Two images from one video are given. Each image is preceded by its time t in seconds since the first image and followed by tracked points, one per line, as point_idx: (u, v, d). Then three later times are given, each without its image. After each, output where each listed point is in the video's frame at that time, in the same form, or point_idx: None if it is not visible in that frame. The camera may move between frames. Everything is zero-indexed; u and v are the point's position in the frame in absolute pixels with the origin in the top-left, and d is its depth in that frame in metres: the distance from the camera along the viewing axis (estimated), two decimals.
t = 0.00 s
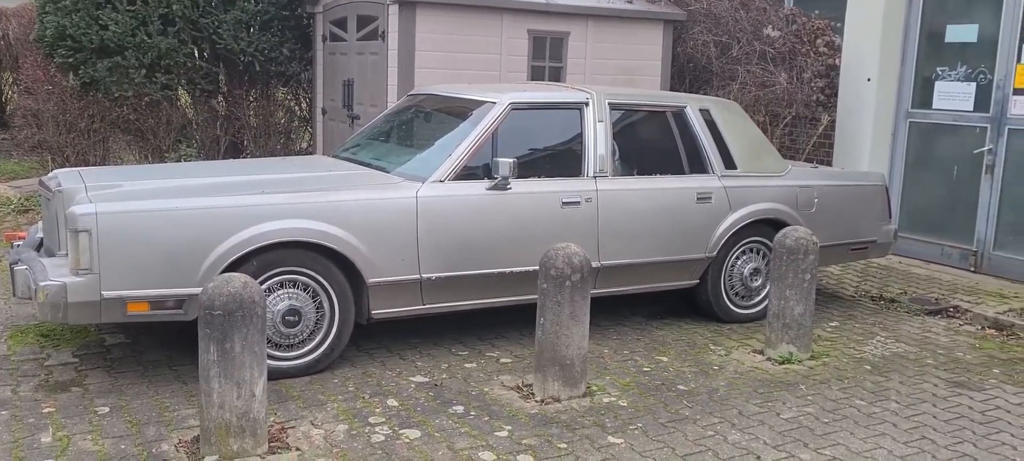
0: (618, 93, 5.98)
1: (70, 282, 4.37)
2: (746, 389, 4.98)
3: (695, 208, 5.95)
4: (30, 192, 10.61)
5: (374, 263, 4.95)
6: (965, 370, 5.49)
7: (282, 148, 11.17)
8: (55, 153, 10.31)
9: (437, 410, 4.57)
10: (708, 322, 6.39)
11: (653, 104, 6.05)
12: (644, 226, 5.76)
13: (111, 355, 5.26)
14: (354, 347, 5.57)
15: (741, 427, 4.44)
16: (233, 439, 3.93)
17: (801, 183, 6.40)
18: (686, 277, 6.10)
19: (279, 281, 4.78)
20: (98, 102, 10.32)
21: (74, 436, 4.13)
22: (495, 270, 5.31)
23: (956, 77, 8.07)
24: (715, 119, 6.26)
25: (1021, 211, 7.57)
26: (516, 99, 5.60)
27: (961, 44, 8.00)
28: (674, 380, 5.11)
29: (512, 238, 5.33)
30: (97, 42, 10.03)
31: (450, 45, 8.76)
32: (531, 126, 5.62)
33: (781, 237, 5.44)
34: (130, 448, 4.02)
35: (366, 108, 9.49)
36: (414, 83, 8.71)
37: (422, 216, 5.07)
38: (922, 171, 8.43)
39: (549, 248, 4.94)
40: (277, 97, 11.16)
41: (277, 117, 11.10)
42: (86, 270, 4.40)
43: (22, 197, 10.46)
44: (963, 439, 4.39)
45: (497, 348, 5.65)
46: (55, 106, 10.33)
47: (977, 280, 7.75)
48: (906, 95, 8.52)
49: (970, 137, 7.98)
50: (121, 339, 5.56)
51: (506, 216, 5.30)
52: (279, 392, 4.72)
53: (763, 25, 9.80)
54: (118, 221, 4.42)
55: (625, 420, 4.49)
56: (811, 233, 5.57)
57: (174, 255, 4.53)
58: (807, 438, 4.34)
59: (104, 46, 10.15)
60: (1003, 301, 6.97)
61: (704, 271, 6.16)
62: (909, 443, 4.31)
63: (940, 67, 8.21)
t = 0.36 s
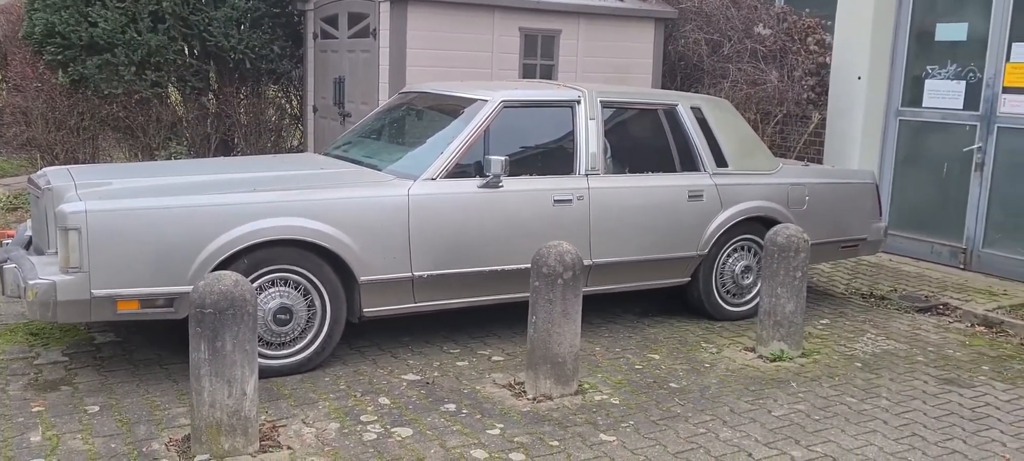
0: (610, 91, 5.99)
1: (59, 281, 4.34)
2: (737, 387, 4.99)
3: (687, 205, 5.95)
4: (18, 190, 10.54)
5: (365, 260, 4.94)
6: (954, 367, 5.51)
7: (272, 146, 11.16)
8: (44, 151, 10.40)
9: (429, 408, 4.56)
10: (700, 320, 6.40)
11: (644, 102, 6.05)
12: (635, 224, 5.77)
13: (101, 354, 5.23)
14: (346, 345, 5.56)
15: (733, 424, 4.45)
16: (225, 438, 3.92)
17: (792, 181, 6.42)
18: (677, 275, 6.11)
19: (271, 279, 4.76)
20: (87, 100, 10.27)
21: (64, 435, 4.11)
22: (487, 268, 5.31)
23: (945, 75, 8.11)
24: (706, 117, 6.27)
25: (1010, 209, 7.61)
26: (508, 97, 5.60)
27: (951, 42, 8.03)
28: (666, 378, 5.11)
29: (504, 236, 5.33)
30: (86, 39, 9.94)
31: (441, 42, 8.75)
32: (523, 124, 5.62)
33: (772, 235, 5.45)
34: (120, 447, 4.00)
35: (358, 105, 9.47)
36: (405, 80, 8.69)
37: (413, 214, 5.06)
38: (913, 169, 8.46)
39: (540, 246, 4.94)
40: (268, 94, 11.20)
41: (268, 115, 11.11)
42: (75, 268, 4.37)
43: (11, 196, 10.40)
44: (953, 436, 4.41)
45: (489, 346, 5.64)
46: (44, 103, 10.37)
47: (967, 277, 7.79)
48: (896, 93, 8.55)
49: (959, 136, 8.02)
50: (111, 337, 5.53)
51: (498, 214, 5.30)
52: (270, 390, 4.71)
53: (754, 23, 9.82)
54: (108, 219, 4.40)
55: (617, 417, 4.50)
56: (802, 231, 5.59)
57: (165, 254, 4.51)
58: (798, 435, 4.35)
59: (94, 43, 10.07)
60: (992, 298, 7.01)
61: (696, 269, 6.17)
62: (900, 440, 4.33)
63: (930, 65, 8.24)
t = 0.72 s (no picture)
0: (603, 89, 5.99)
1: (50, 278, 4.32)
2: (730, 384, 5.00)
3: (679, 203, 5.96)
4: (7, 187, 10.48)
5: (358, 258, 4.93)
6: (946, 365, 5.54)
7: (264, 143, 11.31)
8: (34, 147, 10.34)
9: (422, 406, 4.56)
10: (692, 318, 6.41)
11: (637, 100, 6.06)
12: (628, 221, 5.77)
13: (92, 352, 5.21)
14: (338, 342, 5.55)
15: (725, 421, 4.46)
16: (217, 435, 3.90)
17: (784, 179, 6.43)
18: (670, 272, 6.12)
19: (263, 277, 4.75)
20: (77, 96, 10.20)
21: (55, 433, 4.09)
22: (480, 266, 5.31)
23: (937, 73, 8.13)
24: (699, 115, 6.28)
25: (1001, 207, 7.65)
26: (501, 94, 5.59)
27: (942, 41, 8.05)
28: (658, 375, 5.12)
29: (497, 233, 5.33)
30: (76, 36, 9.88)
31: (434, 40, 8.75)
32: (516, 121, 5.62)
33: (765, 232, 5.46)
34: (112, 445, 3.98)
35: (350, 103, 9.44)
36: (397, 78, 8.68)
37: (406, 211, 5.05)
38: (904, 167, 8.49)
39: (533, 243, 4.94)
40: (260, 91, 11.17)
41: (260, 112, 11.19)
42: (66, 265, 4.35)
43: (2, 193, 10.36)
44: (944, 433, 4.43)
45: (481, 344, 5.64)
46: (35, 99, 10.28)
47: (958, 275, 7.83)
48: (888, 91, 8.57)
49: (950, 134, 8.04)
50: (102, 335, 5.51)
51: (491, 211, 5.29)
52: (262, 388, 4.70)
53: (747, 20, 9.82)
54: (99, 216, 4.37)
55: (610, 415, 4.50)
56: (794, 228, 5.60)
57: (157, 251, 4.49)
58: (790, 432, 4.36)
59: (84, 39, 10.00)
60: (983, 296, 7.04)
61: (688, 266, 6.18)
62: (892, 437, 4.34)
63: (922, 64, 8.27)
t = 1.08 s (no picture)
0: (596, 86, 5.99)
1: (41, 276, 4.30)
2: (722, 382, 5.01)
3: (672, 201, 5.97)
4: None
5: (350, 256, 4.93)
6: (936, 362, 5.56)
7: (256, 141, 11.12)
8: (25, 145, 10.05)
9: (414, 404, 4.55)
10: (685, 316, 6.42)
11: (631, 98, 6.06)
12: (621, 220, 5.78)
13: (83, 350, 5.19)
14: (330, 340, 5.54)
15: (717, 419, 4.47)
16: (208, 433, 3.89)
17: (776, 177, 6.44)
18: (662, 270, 6.12)
19: (255, 275, 4.74)
20: (69, 93, 10.08)
21: (46, 431, 4.07)
22: (472, 263, 5.30)
23: (928, 72, 8.15)
24: (692, 113, 6.28)
25: (992, 205, 7.68)
26: (494, 92, 5.59)
27: (934, 40, 8.07)
28: (651, 373, 5.13)
29: (490, 231, 5.32)
30: (67, 32, 9.86)
31: (428, 38, 8.75)
32: (509, 119, 5.62)
33: (757, 230, 5.47)
34: (103, 443, 3.97)
35: (342, 100, 9.42)
36: (390, 76, 8.67)
37: (398, 209, 5.05)
38: (896, 166, 8.51)
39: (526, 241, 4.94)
40: (253, 88, 11.02)
41: (252, 109, 11.02)
42: (57, 263, 4.33)
43: None
44: (935, 431, 4.44)
45: (474, 342, 5.64)
46: (25, 96, 10.01)
47: (949, 273, 7.86)
48: (880, 90, 8.58)
49: (942, 132, 8.07)
50: (93, 333, 5.49)
51: (484, 209, 5.29)
52: (254, 386, 4.69)
53: (740, 19, 9.90)
54: (91, 214, 4.36)
55: (602, 413, 4.50)
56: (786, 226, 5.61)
57: (148, 249, 4.47)
58: (782, 430, 4.37)
59: (76, 36, 9.98)
60: (974, 294, 7.07)
61: (681, 264, 6.19)
62: (883, 435, 4.36)
63: (914, 63, 8.29)
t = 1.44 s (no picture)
0: (592, 85, 5.99)
1: (37, 274, 4.31)
2: (718, 380, 5.02)
3: (669, 199, 5.97)
4: None
5: (347, 254, 4.92)
6: (932, 360, 5.57)
7: (254, 138, 10.91)
8: (20, 143, 9.82)
9: (411, 402, 4.56)
10: (681, 314, 6.43)
11: (627, 96, 6.06)
12: (617, 218, 5.78)
13: (79, 347, 5.19)
14: (327, 338, 5.54)
15: (713, 417, 4.48)
16: (205, 431, 3.89)
17: (773, 175, 6.45)
18: (659, 268, 6.13)
19: (252, 272, 4.74)
20: (65, 91, 10.02)
21: (42, 429, 4.07)
22: (469, 262, 5.30)
23: (924, 71, 8.16)
24: (688, 112, 6.29)
25: (988, 204, 7.70)
26: (490, 90, 5.59)
27: (930, 38, 8.08)
28: (647, 371, 5.14)
29: (486, 229, 5.33)
30: (63, 30, 9.88)
31: (425, 36, 8.75)
32: (505, 117, 5.62)
33: (753, 229, 5.48)
34: (99, 441, 3.97)
35: (339, 98, 9.41)
36: (386, 74, 8.66)
37: (395, 207, 5.05)
38: (892, 165, 8.53)
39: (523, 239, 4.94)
40: (249, 86, 10.97)
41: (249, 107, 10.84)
42: (53, 261, 4.33)
43: None
44: (931, 428, 4.46)
45: (471, 339, 5.65)
46: (20, 94, 9.79)
47: (945, 271, 7.87)
48: (876, 88, 8.59)
49: (938, 131, 8.08)
50: (90, 331, 5.49)
51: (481, 207, 5.29)
52: (251, 384, 4.69)
53: (736, 18, 9.97)
54: (87, 212, 4.36)
55: (599, 410, 4.51)
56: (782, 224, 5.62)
57: (144, 246, 4.47)
58: (778, 428, 4.38)
59: (72, 34, 10.00)
60: (970, 292, 7.08)
61: (677, 262, 6.20)
62: (878, 433, 4.37)
63: (909, 61, 8.30)
